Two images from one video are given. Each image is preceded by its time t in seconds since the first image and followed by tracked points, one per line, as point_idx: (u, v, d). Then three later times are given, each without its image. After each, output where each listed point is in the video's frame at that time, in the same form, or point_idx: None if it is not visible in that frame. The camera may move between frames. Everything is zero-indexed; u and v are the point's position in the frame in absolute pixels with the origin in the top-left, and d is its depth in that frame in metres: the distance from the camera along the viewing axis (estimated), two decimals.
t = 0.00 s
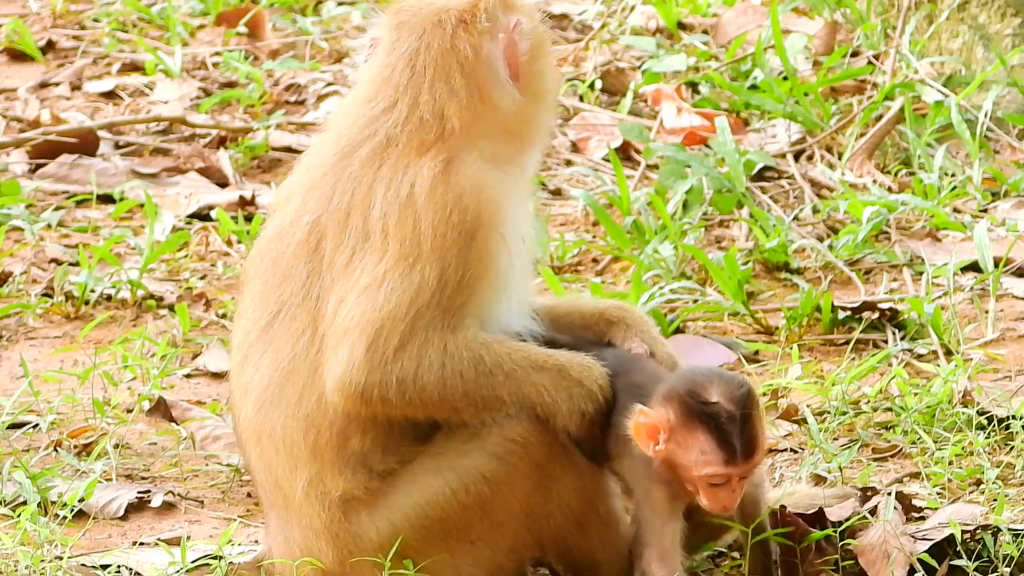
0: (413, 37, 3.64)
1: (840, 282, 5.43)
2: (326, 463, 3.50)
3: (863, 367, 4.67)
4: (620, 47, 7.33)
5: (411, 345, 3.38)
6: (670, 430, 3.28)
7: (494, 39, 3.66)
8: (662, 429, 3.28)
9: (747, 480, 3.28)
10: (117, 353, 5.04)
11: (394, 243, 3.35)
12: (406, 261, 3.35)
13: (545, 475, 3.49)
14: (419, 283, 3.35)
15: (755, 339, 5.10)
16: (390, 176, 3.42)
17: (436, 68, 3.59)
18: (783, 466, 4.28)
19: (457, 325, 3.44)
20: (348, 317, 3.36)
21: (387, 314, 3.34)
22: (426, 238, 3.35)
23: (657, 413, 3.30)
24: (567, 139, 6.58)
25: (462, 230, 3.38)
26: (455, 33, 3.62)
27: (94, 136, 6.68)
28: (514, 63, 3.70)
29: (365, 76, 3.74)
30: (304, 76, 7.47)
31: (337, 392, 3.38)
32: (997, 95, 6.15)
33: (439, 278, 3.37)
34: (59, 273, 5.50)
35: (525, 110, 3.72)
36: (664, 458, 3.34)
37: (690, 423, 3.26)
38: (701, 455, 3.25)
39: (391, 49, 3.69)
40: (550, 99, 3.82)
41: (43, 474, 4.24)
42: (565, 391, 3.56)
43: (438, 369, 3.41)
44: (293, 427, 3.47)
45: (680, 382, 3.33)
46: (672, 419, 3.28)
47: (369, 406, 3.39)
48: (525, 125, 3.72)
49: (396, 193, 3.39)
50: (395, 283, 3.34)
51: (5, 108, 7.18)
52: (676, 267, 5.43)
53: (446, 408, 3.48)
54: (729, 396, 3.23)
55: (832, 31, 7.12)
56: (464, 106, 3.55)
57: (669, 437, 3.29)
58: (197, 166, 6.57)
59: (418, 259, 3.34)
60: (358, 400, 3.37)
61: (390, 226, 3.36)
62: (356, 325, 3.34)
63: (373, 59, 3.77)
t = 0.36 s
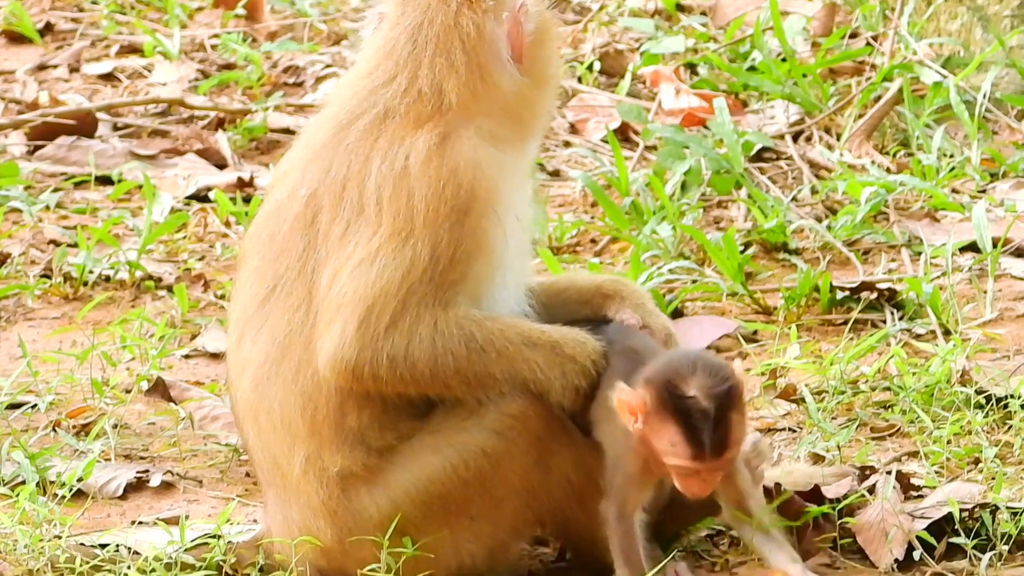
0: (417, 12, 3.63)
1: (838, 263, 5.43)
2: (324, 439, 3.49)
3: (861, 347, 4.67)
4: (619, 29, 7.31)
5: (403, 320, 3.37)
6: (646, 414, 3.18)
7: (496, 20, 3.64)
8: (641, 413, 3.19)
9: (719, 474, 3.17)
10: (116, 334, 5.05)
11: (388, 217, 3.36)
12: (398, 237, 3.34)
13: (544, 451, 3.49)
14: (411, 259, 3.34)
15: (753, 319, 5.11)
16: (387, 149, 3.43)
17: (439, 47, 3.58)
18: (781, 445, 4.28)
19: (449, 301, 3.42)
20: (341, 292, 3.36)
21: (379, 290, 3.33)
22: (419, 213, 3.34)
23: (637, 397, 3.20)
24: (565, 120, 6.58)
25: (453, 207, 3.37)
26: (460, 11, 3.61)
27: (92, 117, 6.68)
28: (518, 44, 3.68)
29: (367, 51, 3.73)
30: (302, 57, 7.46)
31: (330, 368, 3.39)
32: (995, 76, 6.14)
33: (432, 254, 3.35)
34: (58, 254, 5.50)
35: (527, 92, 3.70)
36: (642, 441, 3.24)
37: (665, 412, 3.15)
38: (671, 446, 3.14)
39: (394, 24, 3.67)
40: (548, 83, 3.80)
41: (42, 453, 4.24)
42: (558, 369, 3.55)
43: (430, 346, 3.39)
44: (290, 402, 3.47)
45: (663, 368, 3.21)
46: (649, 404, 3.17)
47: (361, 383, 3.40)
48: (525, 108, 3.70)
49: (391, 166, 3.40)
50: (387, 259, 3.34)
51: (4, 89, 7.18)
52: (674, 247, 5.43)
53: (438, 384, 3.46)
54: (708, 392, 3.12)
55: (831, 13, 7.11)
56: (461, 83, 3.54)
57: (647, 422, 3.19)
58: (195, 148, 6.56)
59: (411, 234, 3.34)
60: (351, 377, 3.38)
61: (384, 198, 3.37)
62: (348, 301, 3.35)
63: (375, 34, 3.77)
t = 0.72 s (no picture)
0: None
1: (838, 210, 5.42)
2: (322, 382, 3.47)
3: (860, 294, 4.66)
4: None
5: (396, 270, 3.36)
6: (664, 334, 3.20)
7: None
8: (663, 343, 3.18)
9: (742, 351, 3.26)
10: (114, 283, 5.05)
11: (378, 167, 3.34)
12: (389, 186, 3.33)
13: (543, 395, 3.48)
14: (402, 208, 3.33)
15: (753, 266, 5.10)
16: (375, 98, 3.42)
17: None
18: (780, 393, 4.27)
19: (441, 251, 3.40)
20: (333, 241, 3.35)
21: (372, 240, 3.33)
22: (409, 162, 3.34)
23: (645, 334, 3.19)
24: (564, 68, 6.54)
25: (444, 155, 3.36)
26: None
27: (91, 66, 6.66)
28: None
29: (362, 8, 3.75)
30: (300, 6, 7.41)
31: (324, 318, 3.38)
32: (995, 23, 6.09)
33: (422, 204, 3.34)
34: (56, 203, 5.50)
35: (515, 42, 3.64)
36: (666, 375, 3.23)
37: (681, 318, 3.23)
38: (709, 332, 3.21)
39: None
40: (545, 39, 3.71)
41: (41, 402, 4.24)
42: (554, 307, 3.48)
43: (424, 294, 3.37)
44: (285, 346, 3.46)
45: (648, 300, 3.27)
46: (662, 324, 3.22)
47: (356, 332, 3.39)
48: (513, 58, 3.65)
49: (379, 115, 3.39)
50: (378, 208, 3.33)
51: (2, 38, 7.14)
52: (673, 195, 5.42)
53: (434, 331, 3.44)
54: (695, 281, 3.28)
55: None
56: (437, 35, 3.53)
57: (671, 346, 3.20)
58: (193, 96, 6.54)
59: (401, 182, 3.33)
60: (345, 326, 3.37)
61: (374, 147, 3.36)
62: (341, 251, 3.34)
63: None
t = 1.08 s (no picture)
0: None
1: (837, 205, 5.41)
2: (319, 377, 3.47)
3: (860, 289, 4.67)
4: None
5: (392, 271, 3.35)
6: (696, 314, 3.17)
7: None
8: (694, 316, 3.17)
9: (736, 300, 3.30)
10: (114, 277, 5.05)
11: (374, 170, 3.34)
12: (384, 189, 3.33)
13: (545, 380, 3.45)
14: (397, 212, 3.33)
15: (753, 261, 5.08)
16: (371, 98, 3.41)
17: (411, 2, 3.54)
18: (780, 388, 4.27)
19: (437, 253, 3.40)
20: (329, 244, 3.35)
21: (367, 244, 3.32)
22: (402, 168, 3.33)
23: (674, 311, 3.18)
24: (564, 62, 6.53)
25: (439, 161, 3.35)
26: None
27: (91, 59, 6.65)
28: None
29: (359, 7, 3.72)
30: None
31: (321, 320, 3.39)
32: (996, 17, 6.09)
33: (416, 208, 3.34)
34: (56, 197, 5.50)
35: (509, 43, 3.61)
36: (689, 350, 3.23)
37: (700, 289, 3.19)
38: (725, 296, 3.20)
39: None
40: (544, 41, 3.69)
41: (40, 396, 4.24)
42: (551, 292, 3.50)
43: (421, 294, 3.37)
44: (282, 342, 3.46)
45: (660, 277, 3.24)
46: (691, 305, 3.17)
47: (353, 333, 3.39)
48: (507, 60, 3.61)
49: (375, 117, 3.38)
50: (373, 212, 3.32)
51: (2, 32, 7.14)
52: (673, 188, 5.41)
53: (432, 327, 3.43)
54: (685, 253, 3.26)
55: None
56: (428, 36, 3.50)
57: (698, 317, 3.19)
58: (194, 89, 6.54)
59: (396, 187, 3.33)
60: (341, 328, 3.38)
61: (369, 150, 3.36)
62: (337, 253, 3.34)
63: None
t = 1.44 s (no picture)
0: None
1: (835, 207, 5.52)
2: (321, 380, 3.47)
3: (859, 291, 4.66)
4: None
5: (399, 274, 3.35)
6: (703, 317, 3.10)
7: None
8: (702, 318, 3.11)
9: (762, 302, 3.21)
10: (113, 279, 5.05)
11: (379, 173, 3.34)
12: (390, 192, 3.33)
13: (546, 386, 3.44)
14: (403, 215, 3.32)
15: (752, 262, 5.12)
16: (376, 101, 3.41)
17: (411, 7, 3.54)
18: (779, 390, 4.27)
19: (442, 255, 3.40)
20: (336, 246, 3.35)
21: (373, 247, 3.32)
22: (408, 171, 3.32)
23: (682, 313, 3.12)
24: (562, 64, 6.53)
25: (444, 163, 3.35)
26: None
27: (90, 62, 6.66)
28: None
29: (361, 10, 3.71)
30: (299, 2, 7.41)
31: (328, 324, 3.39)
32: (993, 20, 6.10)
33: (422, 211, 3.34)
34: (55, 200, 5.50)
35: (511, 46, 3.60)
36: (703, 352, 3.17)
37: (712, 293, 3.12)
38: (741, 300, 3.12)
39: None
40: (545, 43, 3.67)
41: (39, 400, 4.24)
42: (556, 295, 3.48)
43: (427, 298, 3.37)
44: (285, 344, 3.46)
45: (673, 279, 3.17)
46: (700, 308, 3.11)
47: (359, 337, 3.39)
48: (508, 62, 3.60)
49: (380, 120, 3.38)
50: (379, 215, 3.32)
51: None
52: (672, 191, 5.42)
53: (438, 330, 3.43)
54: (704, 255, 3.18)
55: None
56: (430, 40, 3.49)
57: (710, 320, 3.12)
58: (192, 92, 6.54)
59: (402, 189, 3.32)
60: (348, 331, 3.38)
61: (374, 153, 3.36)
62: (344, 256, 3.34)
63: None
